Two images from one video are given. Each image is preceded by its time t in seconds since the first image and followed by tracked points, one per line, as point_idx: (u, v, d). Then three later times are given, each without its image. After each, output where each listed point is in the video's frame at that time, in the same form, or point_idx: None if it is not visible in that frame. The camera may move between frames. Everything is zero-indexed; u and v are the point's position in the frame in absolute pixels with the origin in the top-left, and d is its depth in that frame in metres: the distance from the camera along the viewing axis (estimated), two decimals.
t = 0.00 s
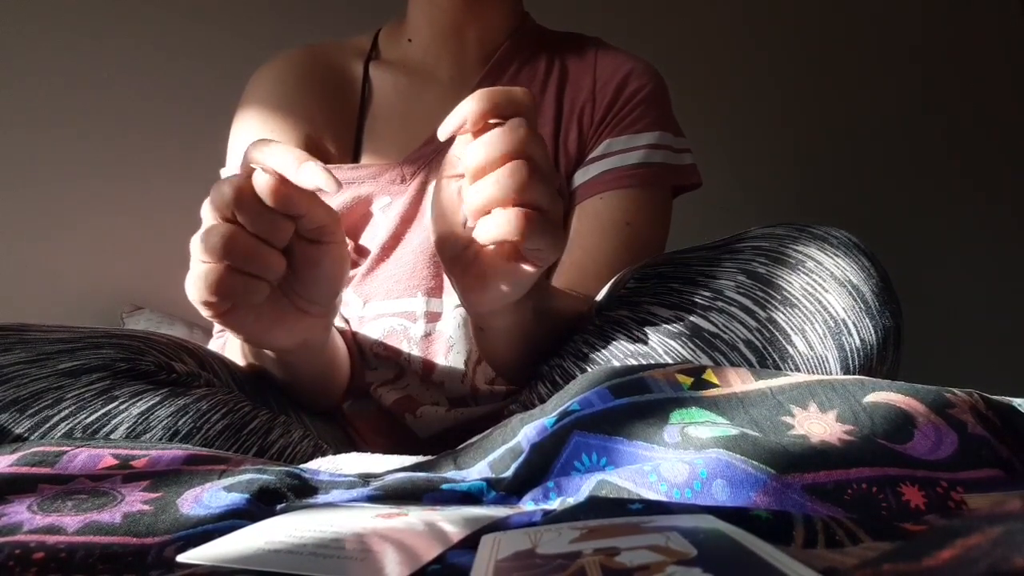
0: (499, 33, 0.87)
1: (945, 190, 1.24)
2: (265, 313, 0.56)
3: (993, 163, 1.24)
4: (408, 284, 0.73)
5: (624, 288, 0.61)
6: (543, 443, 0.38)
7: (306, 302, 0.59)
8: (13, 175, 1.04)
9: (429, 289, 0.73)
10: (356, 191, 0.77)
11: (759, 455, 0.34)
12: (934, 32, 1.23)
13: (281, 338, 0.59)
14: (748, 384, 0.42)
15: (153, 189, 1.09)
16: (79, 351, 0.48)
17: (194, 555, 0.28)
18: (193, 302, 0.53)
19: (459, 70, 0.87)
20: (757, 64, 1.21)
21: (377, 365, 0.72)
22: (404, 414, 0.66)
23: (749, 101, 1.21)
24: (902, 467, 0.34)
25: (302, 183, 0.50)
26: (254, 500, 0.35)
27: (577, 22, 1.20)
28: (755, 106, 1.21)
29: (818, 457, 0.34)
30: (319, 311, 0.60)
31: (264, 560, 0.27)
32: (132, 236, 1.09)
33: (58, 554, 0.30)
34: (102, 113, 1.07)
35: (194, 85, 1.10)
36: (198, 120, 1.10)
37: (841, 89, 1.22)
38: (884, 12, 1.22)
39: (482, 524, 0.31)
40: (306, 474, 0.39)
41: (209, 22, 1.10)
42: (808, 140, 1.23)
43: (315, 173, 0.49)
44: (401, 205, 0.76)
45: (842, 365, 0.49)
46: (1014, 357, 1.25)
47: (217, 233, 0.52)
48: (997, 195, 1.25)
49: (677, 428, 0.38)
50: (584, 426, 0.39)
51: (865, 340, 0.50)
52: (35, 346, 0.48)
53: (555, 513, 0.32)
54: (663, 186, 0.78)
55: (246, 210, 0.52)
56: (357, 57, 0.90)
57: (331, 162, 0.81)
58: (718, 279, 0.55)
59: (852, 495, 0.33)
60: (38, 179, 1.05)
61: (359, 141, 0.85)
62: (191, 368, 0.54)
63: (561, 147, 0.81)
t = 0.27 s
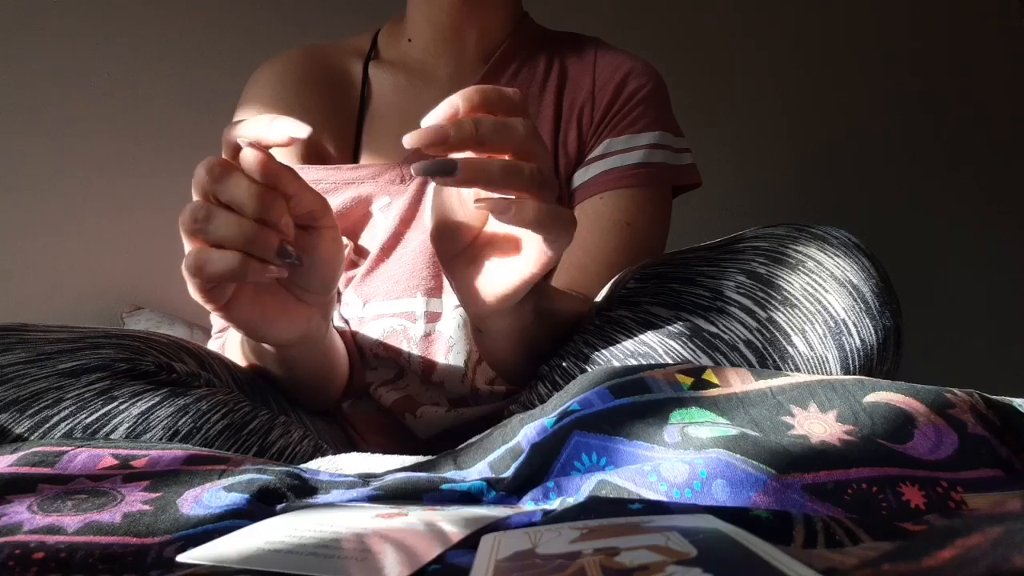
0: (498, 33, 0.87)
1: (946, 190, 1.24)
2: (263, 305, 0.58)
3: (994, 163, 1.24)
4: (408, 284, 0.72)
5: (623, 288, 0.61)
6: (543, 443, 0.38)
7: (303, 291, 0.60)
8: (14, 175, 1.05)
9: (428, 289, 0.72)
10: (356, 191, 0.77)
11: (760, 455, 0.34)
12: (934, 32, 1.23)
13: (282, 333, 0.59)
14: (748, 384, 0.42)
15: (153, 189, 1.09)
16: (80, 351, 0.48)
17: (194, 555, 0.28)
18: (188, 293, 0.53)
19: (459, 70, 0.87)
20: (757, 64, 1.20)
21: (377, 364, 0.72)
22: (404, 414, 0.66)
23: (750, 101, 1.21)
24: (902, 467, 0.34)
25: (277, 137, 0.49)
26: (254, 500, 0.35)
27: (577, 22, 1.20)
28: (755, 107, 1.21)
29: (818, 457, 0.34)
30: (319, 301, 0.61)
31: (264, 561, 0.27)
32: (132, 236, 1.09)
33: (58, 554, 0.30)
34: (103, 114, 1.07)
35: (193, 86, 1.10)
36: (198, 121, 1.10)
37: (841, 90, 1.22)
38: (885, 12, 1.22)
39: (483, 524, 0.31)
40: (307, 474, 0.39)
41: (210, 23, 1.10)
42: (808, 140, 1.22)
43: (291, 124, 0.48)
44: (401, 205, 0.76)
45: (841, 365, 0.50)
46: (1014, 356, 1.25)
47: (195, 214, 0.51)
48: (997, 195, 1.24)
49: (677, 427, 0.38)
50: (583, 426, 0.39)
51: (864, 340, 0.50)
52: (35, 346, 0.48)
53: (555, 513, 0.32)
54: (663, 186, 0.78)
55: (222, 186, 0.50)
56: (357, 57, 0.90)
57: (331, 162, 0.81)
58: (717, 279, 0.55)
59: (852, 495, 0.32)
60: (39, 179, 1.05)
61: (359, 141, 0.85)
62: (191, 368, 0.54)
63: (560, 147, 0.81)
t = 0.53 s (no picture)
0: (499, 33, 0.86)
1: (946, 190, 1.24)
2: (278, 312, 0.54)
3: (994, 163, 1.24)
4: (409, 283, 0.73)
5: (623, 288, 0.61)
6: (543, 444, 0.38)
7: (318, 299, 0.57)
8: (14, 175, 1.05)
9: (428, 289, 0.73)
10: (356, 191, 0.77)
11: (759, 455, 0.34)
12: (935, 32, 1.23)
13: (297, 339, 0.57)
14: (748, 385, 0.42)
15: (153, 189, 1.09)
16: (79, 351, 0.48)
17: (194, 555, 0.28)
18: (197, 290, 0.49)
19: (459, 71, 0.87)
20: (757, 64, 1.20)
21: (377, 364, 0.72)
22: (404, 413, 0.67)
23: (750, 101, 1.21)
24: (902, 467, 0.34)
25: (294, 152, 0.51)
26: (254, 500, 0.35)
27: (577, 22, 1.20)
28: (756, 107, 1.21)
29: (818, 457, 0.34)
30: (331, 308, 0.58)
31: (264, 561, 0.27)
32: (132, 236, 1.09)
33: (58, 554, 0.30)
34: (103, 114, 1.07)
35: (192, 86, 1.10)
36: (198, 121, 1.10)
37: (841, 89, 1.22)
38: (885, 13, 1.22)
39: (483, 524, 0.31)
40: (307, 474, 0.39)
41: (209, 23, 1.10)
42: (808, 140, 1.22)
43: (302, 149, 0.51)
44: (401, 204, 0.76)
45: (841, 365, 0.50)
46: (1014, 356, 1.25)
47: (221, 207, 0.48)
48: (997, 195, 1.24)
49: (677, 428, 0.38)
50: (583, 427, 0.39)
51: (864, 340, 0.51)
52: (35, 346, 0.48)
53: (556, 513, 0.32)
54: (663, 186, 0.77)
55: (224, 175, 0.47)
56: (357, 58, 0.90)
57: (332, 162, 0.82)
58: (718, 278, 0.55)
59: (853, 495, 0.32)
60: (39, 179, 1.05)
61: (359, 141, 0.86)
62: (191, 368, 0.54)
63: (560, 147, 0.81)
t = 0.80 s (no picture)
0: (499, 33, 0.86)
1: (946, 191, 1.24)
2: (311, 280, 0.56)
3: (994, 164, 1.24)
4: (409, 284, 0.73)
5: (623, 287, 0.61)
6: (543, 444, 0.38)
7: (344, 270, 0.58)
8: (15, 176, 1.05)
9: (429, 289, 0.72)
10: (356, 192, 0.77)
11: (759, 455, 0.34)
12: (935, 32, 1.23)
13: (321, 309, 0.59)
14: (748, 384, 0.42)
15: (153, 189, 1.09)
16: (79, 351, 0.48)
17: (194, 555, 0.28)
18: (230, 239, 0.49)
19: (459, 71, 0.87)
20: (758, 64, 1.20)
21: (377, 364, 0.73)
22: (404, 413, 0.67)
23: (750, 101, 1.21)
24: (902, 467, 0.34)
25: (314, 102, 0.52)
26: (254, 500, 0.35)
27: (577, 22, 1.20)
28: (756, 107, 1.21)
29: (818, 457, 0.34)
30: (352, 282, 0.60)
31: (264, 561, 0.27)
32: (132, 236, 1.09)
33: (58, 554, 0.30)
34: (103, 114, 1.07)
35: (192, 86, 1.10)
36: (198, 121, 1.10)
37: (841, 90, 1.22)
38: (885, 13, 1.22)
39: (483, 524, 0.31)
40: (307, 474, 0.39)
41: (209, 23, 1.10)
42: (807, 140, 1.23)
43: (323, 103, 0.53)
44: (401, 204, 0.76)
45: (841, 365, 0.50)
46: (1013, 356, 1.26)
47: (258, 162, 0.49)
48: (997, 196, 1.25)
49: (677, 428, 0.38)
50: (583, 426, 0.39)
51: (864, 340, 0.51)
52: (34, 346, 0.48)
53: (556, 513, 0.32)
54: (663, 186, 0.78)
55: (247, 110, 0.47)
56: (357, 59, 0.90)
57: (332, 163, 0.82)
58: (718, 278, 0.55)
59: (852, 495, 0.32)
60: (40, 180, 1.06)
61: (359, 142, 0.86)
62: (191, 368, 0.54)
63: (560, 147, 0.81)
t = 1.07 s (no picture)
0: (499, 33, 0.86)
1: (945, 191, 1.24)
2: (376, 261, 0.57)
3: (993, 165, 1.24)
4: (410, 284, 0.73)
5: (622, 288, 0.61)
6: (543, 444, 0.38)
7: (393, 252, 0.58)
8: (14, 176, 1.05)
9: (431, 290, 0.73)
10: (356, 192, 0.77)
11: (759, 455, 0.34)
12: (935, 33, 1.23)
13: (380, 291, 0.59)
14: (748, 385, 0.42)
15: (153, 190, 1.09)
16: (79, 351, 0.48)
17: (194, 555, 0.28)
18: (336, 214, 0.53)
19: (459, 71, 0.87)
20: (758, 65, 1.20)
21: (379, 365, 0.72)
22: (404, 413, 0.67)
23: (750, 102, 1.21)
24: (902, 467, 0.34)
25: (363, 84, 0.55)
26: (254, 500, 0.35)
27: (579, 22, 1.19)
28: (756, 107, 1.21)
29: (818, 457, 0.34)
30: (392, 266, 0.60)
31: (264, 561, 0.27)
32: (132, 237, 1.09)
33: (58, 554, 0.30)
34: (103, 114, 1.07)
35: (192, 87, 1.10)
36: (198, 122, 1.10)
37: (840, 91, 1.22)
38: (885, 14, 1.22)
39: (483, 524, 0.31)
40: (306, 474, 0.39)
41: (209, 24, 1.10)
42: (807, 141, 1.22)
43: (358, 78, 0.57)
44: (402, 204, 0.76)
45: (842, 365, 0.50)
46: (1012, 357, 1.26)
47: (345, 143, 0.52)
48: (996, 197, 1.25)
49: (677, 428, 0.38)
50: (583, 427, 0.39)
51: (865, 341, 0.51)
52: (34, 346, 0.47)
53: (555, 513, 0.32)
54: (663, 186, 0.77)
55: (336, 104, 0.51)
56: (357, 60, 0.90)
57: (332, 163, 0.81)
58: (717, 278, 0.55)
59: (852, 495, 0.32)
60: (39, 180, 1.05)
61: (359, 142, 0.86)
62: (191, 368, 0.54)
63: (560, 147, 0.81)
